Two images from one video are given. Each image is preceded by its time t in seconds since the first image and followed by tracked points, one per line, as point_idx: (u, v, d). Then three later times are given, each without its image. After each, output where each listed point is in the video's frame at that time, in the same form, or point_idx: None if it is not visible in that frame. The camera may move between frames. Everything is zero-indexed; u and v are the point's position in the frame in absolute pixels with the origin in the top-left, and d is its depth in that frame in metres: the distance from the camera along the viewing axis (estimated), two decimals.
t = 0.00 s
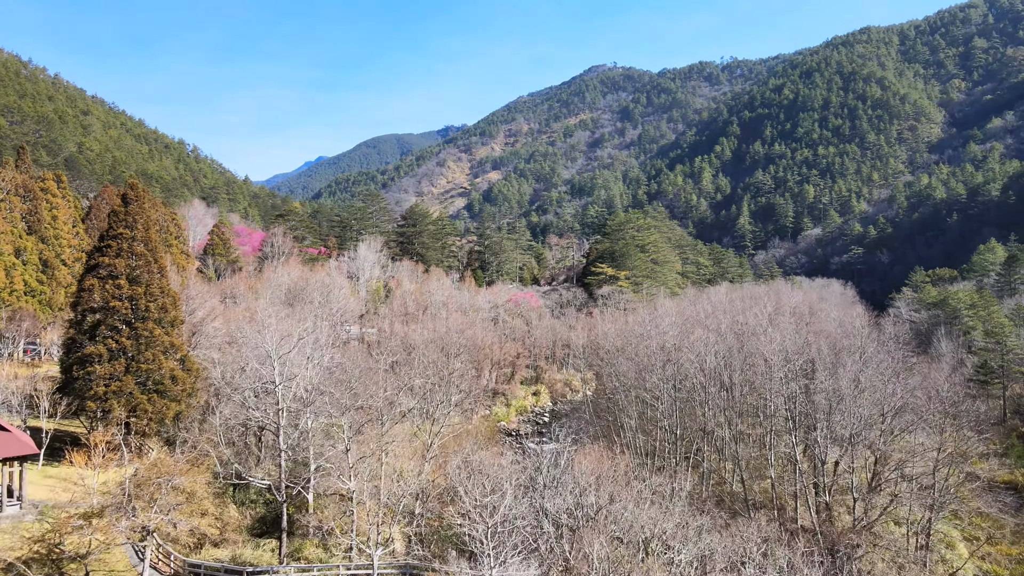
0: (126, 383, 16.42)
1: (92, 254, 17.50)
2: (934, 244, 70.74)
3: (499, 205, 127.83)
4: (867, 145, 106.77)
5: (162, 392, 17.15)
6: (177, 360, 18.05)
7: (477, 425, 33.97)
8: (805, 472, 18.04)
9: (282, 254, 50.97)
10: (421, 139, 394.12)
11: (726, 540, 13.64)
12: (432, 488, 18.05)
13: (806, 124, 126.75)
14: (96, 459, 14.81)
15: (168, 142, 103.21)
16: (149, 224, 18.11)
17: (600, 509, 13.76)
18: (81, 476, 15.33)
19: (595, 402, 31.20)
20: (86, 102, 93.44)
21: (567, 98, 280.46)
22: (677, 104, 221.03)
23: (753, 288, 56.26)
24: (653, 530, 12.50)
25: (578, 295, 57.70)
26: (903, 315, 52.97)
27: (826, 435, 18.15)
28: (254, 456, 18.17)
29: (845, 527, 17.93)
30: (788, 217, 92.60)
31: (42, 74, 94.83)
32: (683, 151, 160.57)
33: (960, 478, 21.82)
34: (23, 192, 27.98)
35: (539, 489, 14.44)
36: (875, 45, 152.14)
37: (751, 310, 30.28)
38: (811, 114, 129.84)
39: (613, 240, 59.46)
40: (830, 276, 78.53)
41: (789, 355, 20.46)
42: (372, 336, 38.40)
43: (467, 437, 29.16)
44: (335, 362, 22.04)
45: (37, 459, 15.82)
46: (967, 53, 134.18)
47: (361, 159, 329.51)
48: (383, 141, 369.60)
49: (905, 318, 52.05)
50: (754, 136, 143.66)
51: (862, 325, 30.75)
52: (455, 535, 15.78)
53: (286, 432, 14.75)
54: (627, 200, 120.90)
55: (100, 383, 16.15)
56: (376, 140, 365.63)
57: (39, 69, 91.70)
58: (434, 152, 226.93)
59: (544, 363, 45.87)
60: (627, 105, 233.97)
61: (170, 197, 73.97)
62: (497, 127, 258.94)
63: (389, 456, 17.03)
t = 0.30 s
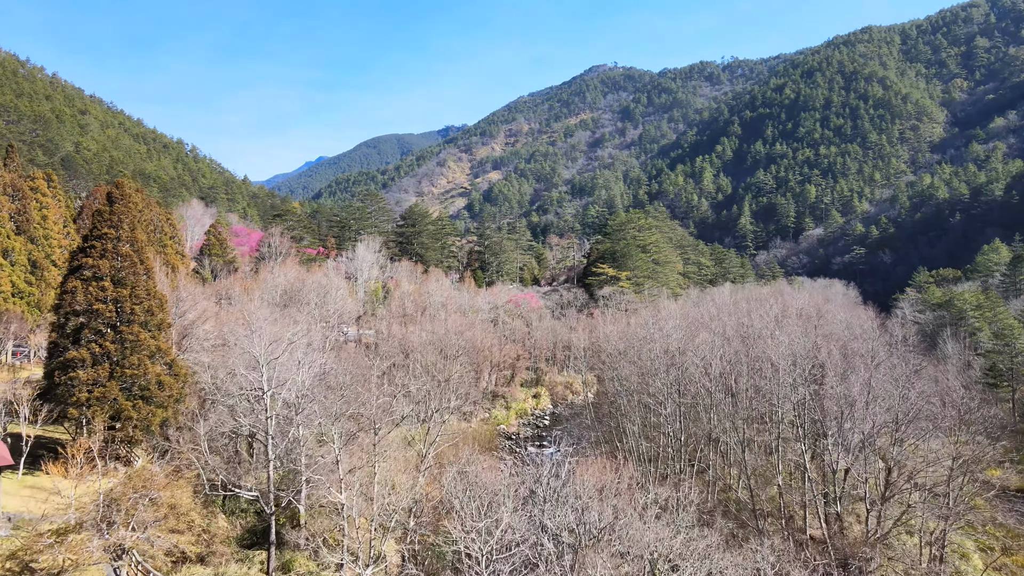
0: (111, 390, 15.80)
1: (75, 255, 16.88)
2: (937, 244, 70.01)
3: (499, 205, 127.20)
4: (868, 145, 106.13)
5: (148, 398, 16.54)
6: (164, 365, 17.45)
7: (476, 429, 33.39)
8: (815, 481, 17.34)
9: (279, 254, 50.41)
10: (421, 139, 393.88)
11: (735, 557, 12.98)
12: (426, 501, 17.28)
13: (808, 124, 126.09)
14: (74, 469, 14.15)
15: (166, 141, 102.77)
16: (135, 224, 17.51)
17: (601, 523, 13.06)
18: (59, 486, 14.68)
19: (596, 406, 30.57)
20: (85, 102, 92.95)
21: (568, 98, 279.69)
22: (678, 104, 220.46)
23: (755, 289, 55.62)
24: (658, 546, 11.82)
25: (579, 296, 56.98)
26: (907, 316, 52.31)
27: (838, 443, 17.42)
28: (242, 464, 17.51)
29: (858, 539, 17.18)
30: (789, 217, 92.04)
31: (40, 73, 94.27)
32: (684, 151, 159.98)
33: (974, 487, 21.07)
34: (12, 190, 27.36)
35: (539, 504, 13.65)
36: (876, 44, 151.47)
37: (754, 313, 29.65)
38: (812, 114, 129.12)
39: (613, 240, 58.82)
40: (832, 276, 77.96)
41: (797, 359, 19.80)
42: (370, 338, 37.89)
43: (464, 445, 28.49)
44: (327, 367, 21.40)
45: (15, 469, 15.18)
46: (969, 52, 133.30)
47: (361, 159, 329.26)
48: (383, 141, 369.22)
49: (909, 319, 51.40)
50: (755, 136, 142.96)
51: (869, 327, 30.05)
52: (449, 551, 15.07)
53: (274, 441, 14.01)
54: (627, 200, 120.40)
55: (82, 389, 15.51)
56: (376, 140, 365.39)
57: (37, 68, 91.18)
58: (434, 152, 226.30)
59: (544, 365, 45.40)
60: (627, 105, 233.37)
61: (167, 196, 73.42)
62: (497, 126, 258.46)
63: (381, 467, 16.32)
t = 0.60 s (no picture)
0: (93, 396, 15.21)
1: (56, 256, 16.22)
2: (939, 244, 69.24)
3: (499, 205, 126.64)
4: (870, 145, 105.46)
5: (133, 405, 16.00)
6: (149, 369, 16.93)
7: (474, 434, 32.79)
8: (825, 491, 16.70)
9: (277, 255, 49.87)
10: (422, 139, 393.61)
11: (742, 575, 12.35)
12: (420, 514, 16.56)
13: (810, 123, 125.48)
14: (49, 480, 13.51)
15: (165, 141, 102.28)
16: (119, 224, 16.88)
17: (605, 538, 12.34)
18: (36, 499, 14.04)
19: (597, 411, 29.96)
20: (83, 102, 92.43)
21: (568, 98, 278.93)
22: (679, 104, 219.85)
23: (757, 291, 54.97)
24: (663, 564, 11.18)
25: (579, 297, 56.32)
26: (911, 317, 51.64)
27: (851, 453, 16.71)
28: (230, 473, 16.90)
29: (872, 553, 16.43)
30: (791, 217, 91.50)
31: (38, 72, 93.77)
32: (685, 151, 159.44)
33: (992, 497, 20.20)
34: None
35: (538, 516, 12.86)
36: (878, 44, 150.93)
37: (759, 316, 29.04)
38: (814, 114, 128.46)
39: (614, 240, 58.21)
40: (834, 277, 77.37)
41: (805, 365, 19.13)
42: (367, 340, 37.33)
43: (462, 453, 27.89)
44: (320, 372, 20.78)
45: None
46: (971, 52, 132.48)
47: (362, 159, 329.16)
48: (383, 141, 368.98)
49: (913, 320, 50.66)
50: (756, 136, 142.31)
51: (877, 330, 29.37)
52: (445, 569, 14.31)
53: (261, 451, 13.27)
54: (628, 200, 119.86)
55: (64, 396, 14.91)
56: (376, 140, 365.34)
57: (35, 67, 90.67)
58: (434, 152, 225.59)
59: (544, 367, 44.87)
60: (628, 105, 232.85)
61: (165, 196, 72.87)
62: (498, 127, 258.04)
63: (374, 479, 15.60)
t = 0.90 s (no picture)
0: (75, 405, 14.60)
1: (37, 258, 15.56)
2: (942, 244, 68.58)
3: (499, 205, 126.07)
4: (872, 144, 104.81)
5: (117, 413, 15.38)
6: (134, 377, 16.33)
7: (473, 438, 32.19)
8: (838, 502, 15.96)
9: (275, 255, 49.32)
10: (422, 139, 393.45)
11: None
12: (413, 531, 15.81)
13: (811, 123, 124.97)
14: (22, 495, 12.91)
15: (163, 140, 101.65)
16: (102, 225, 16.21)
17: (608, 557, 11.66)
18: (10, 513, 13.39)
19: (598, 416, 29.39)
20: (81, 101, 91.87)
21: (568, 97, 278.20)
22: (680, 104, 219.21)
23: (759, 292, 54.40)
24: None
25: (580, 298, 55.67)
26: (915, 318, 51.04)
27: (865, 463, 15.97)
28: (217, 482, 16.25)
29: (888, 568, 15.64)
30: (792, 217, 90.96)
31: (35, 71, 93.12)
32: (686, 150, 158.94)
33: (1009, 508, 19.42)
34: None
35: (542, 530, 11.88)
36: (879, 44, 150.39)
37: (764, 319, 28.41)
38: (815, 113, 127.85)
39: (615, 240, 57.64)
40: (836, 277, 76.74)
41: (816, 371, 18.40)
42: (365, 343, 36.70)
43: (460, 460, 27.29)
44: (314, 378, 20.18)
45: None
46: (972, 51, 131.77)
47: (362, 159, 328.92)
48: (383, 141, 368.63)
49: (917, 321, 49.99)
50: (757, 136, 141.69)
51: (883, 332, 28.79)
52: None
53: (246, 466, 12.48)
54: (628, 200, 119.29)
55: (44, 405, 14.30)
56: (377, 140, 365.20)
57: (32, 67, 90.11)
58: (434, 152, 225.00)
59: (545, 370, 44.32)
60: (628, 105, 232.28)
61: (163, 197, 72.26)
62: (498, 127, 257.60)
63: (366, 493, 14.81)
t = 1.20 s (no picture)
0: (55, 415, 13.98)
1: (13, 260, 14.86)
2: (944, 245, 67.83)
3: (498, 205, 125.32)
4: (873, 144, 104.13)
5: (98, 423, 14.82)
6: (118, 384, 15.82)
7: (471, 443, 31.65)
8: (849, 515, 15.35)
9: (272, 256, 48.71)
10: (422, 139, 392.55)
11: None
12: (405, 549, 15.04)
13: (811, 123, 124.48)
14: None
15: (161, 140, 101.09)
16: (84, 225, 15.57)
17: None
18: None
19: (599, 421, 28.84)
20: (78, 100, 91.13)
21: (568, 97, 277.53)
22: (680, 104, 218.39)
23: (760, 294, 53.85)
24: None
25: (580, 298, 55.06)
26: (918, 319, 50.39)
27: (880, 476, 15.25)
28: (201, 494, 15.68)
29: None
30: (793, 217, 90.41)
31: (32, 70, 92.51)
32: (686, 150, 158.38)
33: None
34: None
35: (537, 546, 11.16)
36: (880, 44, 149.84)
37: (769, 323, 27.81)
38: (816, 113, 127.31)
39: (615, 240, 57.08)
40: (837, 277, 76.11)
41: (825, 378, 17.78)
42: (362, 345, 36.13)
43: (458, 467, 26.75)
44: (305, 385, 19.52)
45: None
46: (974, 51, 131.11)
47: (362, 159, 328.47)
48: (383, 141, 367.98)
49: (921, 322, 49.30)
50: (758, 135, 141.13)
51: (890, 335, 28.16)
52: None
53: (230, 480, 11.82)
54: (629, 200, 118.63)
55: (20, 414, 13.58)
56: (376, 140, 364.68)
57: (29, 66, 89.55)
58: (434, 151, 224.29)
59: (544, 372, 43.69)
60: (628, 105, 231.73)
61: (160, 197, 71.68)
62: (498, 127, 257.05)
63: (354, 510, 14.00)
